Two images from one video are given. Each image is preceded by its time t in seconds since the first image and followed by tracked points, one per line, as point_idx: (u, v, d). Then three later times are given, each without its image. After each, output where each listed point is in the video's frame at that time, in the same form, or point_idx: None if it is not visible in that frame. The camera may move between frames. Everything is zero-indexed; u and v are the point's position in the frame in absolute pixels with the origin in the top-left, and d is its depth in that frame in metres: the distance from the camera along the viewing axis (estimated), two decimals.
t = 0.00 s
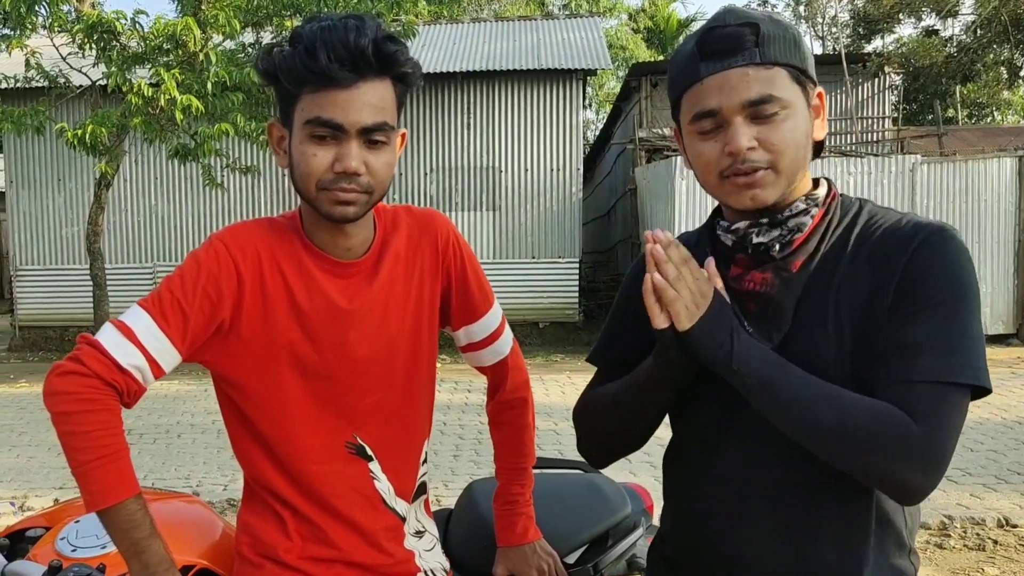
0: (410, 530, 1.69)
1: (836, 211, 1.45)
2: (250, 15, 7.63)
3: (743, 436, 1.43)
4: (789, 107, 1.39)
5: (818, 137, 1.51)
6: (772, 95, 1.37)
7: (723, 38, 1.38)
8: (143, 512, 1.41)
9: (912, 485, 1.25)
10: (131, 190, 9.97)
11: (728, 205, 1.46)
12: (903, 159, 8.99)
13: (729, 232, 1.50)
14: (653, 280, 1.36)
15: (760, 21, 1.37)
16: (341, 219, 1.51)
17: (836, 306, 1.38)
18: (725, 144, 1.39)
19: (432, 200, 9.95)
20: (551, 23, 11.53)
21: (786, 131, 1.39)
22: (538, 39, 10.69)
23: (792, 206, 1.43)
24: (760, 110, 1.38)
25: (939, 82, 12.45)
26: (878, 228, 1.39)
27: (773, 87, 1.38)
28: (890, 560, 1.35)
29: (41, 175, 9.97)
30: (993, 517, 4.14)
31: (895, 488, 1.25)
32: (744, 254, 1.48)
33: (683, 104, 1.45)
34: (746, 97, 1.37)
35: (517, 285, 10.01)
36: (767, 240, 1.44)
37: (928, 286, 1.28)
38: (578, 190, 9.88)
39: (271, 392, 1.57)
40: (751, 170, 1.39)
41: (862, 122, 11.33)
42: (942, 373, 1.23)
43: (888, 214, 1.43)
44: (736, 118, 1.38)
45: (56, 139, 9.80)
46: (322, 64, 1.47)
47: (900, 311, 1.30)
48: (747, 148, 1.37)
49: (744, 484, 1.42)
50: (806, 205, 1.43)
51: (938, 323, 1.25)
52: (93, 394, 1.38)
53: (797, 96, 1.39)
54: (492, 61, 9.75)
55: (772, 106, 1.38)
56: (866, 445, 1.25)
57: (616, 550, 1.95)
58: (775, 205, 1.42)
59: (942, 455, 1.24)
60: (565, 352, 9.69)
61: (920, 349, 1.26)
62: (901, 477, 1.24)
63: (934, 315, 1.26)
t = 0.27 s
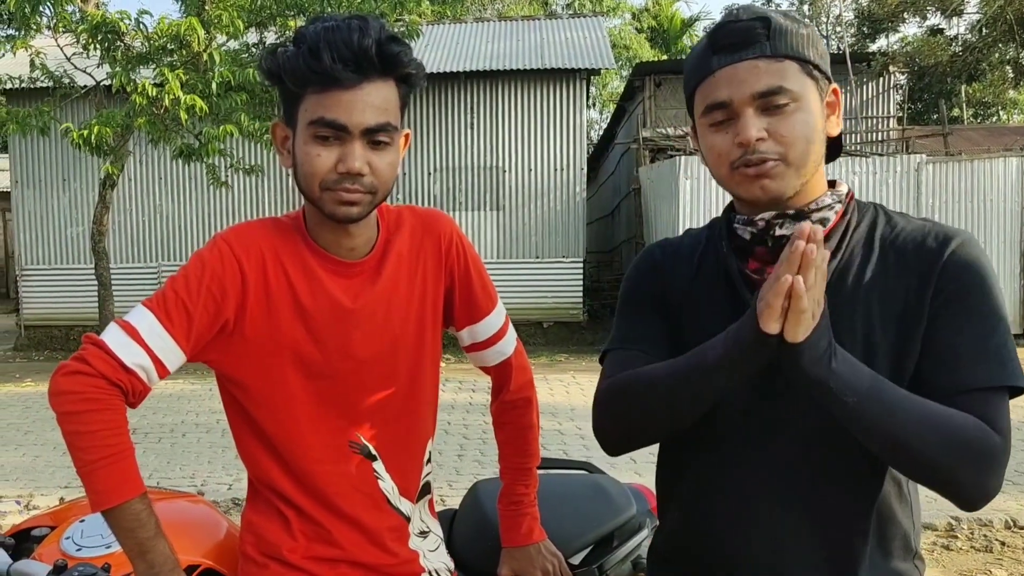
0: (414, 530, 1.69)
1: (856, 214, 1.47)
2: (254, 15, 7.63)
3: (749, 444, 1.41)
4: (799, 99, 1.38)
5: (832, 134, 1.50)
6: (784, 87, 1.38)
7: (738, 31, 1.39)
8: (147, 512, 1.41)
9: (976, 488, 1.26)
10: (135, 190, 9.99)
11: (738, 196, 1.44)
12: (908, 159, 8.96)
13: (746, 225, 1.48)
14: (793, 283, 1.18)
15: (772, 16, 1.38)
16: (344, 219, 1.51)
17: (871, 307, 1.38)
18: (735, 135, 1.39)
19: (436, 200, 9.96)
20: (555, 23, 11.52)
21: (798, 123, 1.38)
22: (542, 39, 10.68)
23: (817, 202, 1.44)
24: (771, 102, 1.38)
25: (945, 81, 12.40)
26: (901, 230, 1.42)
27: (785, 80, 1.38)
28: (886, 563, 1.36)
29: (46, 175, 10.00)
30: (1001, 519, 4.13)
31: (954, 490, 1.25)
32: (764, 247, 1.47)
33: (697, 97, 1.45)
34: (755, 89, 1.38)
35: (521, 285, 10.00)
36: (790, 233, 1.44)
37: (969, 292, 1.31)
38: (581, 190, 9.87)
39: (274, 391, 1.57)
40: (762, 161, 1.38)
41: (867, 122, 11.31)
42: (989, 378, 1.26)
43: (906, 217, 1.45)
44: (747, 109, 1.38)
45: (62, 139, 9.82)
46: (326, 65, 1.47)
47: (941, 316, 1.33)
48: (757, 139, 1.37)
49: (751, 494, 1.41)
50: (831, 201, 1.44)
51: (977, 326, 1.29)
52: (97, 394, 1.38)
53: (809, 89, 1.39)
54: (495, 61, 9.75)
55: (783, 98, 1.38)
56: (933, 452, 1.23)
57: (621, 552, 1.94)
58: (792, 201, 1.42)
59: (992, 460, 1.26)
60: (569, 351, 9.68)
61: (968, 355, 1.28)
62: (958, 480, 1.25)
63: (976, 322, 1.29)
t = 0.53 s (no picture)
0: (419, 530, 1.69)
1: (863, 211, 1.45)
2: (257, 15, 7.63)
3: (754, 444, 1.40)
4: (809, 92, 1.38)
5: (842, 133, 1.50)
6: (795, 77, 1.38)
7: (753, 22, 1.40)
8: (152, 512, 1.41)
9: (944, 491, 1.24)
10: (140, 189, 10.01)
11: (745, 190, 1.44)
12: (914, 158, 8.93)
13: (749, 221, 1.48)
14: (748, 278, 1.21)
15: (788, 9, 1.38)
16: (347, 220, 1.51)
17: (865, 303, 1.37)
18: (744, 125, 1.39)
19: (439, 199, 9.96)
20: (559, 22, 11.51)
21: (807, 116, 1.37)
22: (546, 38, 10.67)
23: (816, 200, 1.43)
24: (781, 93, 1.38)
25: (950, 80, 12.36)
26: (905, 229, 1.40)
27: (797, 71, 1.38)
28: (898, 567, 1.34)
29: (52, 175, 10.02)
30: (1007, 520, 4.12)
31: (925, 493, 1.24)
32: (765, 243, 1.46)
33: (711, 86, 1.47)
34: (766, 78, 1.38)
35: (524, 285, 10.00)
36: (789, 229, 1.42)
37: (963, 293, 1.29)
38: (585, 190, 9.87)
39: (279, 391, 1.57)
40: (769, 152, 1.38)
41: (872, 121, 11.28)
42: (974, 382, 1.24)
43: (911, 215, 1.44)
44: (757, 98, 1.39)
45: (67, 139, 9.84)
46: (328, 67, 1.47)
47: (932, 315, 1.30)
48: (764, 127, 1.37)
49: (756, 497, 1.40)
50: (832, 200, 1.42)
51: (968, 327, 1.26)
52: (102, 394, 1.38)
53: (822, 84, 1.39)
54: (499, 60, 9.75)
55: (795, 88, 1.38)
56: (900, 455, 1.22)
57: (626, 553, 1.94)
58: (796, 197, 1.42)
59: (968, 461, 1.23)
60: (573, 351, 9.68)
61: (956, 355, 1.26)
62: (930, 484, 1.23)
63: (971, 322, 1.27)
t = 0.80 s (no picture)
0: (423, 531, 1.69)
1: (866, 207, 1.41)
2: (261, 15, 7.64)
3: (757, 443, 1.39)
4: (811, 104, 1.36)
5: (848, 129, 1.50)
6: (791, 93, 1.35)
7: (741, 39, 1.37)
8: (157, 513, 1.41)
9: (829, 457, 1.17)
10: (145, 189, 10.03)
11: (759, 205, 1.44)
12: (920, 158, 8.89)
13: (755, 224, 1.48)
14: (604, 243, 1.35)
15: (773, 23, 1.35)
16: (354, 221, 1.51)
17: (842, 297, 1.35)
18: (747, 147, 1.38)
19: (443, 199, 9.96)
20: (562, 22, 11.50)
21: (812, 127, 1.36)
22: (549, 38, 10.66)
23: (815, 200, 1.40)
24: (779, 110, 1.36)
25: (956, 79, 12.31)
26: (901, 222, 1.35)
27: (791, 87, 1.35)
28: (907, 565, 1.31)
29: (57, 175, 10.05)
30: (1014, 521, 4.10)
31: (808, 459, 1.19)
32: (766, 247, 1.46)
33: (706, 106, 1.44)
34: (762, 97, 1.36)
35: (528, 285, 9.99)
36: (787, 233, 1.42)
37: (919, 274, 1.23)
38: (589, 189, 9.86)
39: (282, 392, 1.56)
40: (779, 170, 1.38)
41: (877, 121, 11.25)
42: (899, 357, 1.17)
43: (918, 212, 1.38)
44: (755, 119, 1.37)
45: (73, 139, 9.87)
46: (337, 66, 1.46)
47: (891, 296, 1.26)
48: (771, 148, 1.36)
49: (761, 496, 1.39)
50: (829, 201, 1.39)
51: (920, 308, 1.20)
52: (105, 394, 1.38)
53: (818, 97, 1.37)
54: (502, 60, 9.74)
55: (792, 104, 1.35)
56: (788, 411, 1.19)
57: (631, 553, 1.94)
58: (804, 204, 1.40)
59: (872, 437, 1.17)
60: (577, 351, 9.66)
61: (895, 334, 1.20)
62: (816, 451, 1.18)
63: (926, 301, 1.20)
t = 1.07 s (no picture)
0: (427, 532, 1.68)
1: (863, 206, 1.40)
2: (264, 15, 7.64)
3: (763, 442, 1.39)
4: (807, 98, 1.36)
5: (843, 131, 1.49)
6: (789, 85, 1.35)
7: (743, 27, 1.36)
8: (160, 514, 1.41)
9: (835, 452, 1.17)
10: (149, 189, 10.04)
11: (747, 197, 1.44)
12: (923, 158, 8.86)
13: (747, 227, 1.48)
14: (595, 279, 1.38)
15: (777, 10, 1.34)
16: (360, 222, 1.50)
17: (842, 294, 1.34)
18: (739, 136, 1.38)
19: (446, 199, 9.96)
20: (565, 21, 11.50)
21: (804, 124, 1.36)
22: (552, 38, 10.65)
23: (805, 199, 1.39)
24: (776, 100, 1.36)
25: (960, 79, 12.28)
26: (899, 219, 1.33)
27: (791, 77, 1.35)
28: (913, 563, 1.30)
29: (62, 175, 10.07)
30: (1018, 520, 4.09)
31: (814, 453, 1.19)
32: (761, 249, 1.46)
33: (702, 95, 1.45)
34: (758, 87, 1.35)
35: (532, 285, 9.99)
36: (781, 234, 1.41)
37: (920, 264, 1.23)
38: (592, 189, 9.85)
39: (285, 392, 1.56)
40: (765, 162, 1.37)
41: (880, 120, 11.23)
42: (903, 348, 1.17)
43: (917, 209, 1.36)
44: (751, 108, 1.36)
45: (77, 140, 9.88)
46: (343, 66, 1.45)
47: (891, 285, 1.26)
48: (760, 139, 1.35)
49: (770, 497, 1.39)
50: (821, 199, 1.38)
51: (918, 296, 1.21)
52: (109, 395, 1.38)
53: (818, 88, 1.36)
54: (505, 59, 9.74)
55: (789, 96, 1.35)
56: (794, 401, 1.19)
57: (636, 553, 1.93)
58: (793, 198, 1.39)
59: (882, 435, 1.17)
60: (580, 351, 9.65)
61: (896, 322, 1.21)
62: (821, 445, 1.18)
63: (925, 293, 1.20)
